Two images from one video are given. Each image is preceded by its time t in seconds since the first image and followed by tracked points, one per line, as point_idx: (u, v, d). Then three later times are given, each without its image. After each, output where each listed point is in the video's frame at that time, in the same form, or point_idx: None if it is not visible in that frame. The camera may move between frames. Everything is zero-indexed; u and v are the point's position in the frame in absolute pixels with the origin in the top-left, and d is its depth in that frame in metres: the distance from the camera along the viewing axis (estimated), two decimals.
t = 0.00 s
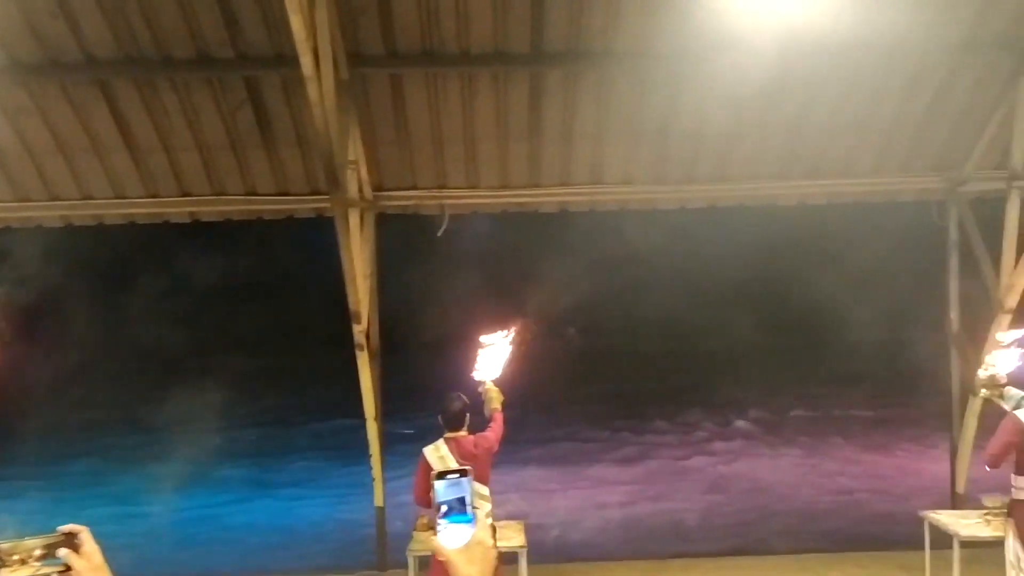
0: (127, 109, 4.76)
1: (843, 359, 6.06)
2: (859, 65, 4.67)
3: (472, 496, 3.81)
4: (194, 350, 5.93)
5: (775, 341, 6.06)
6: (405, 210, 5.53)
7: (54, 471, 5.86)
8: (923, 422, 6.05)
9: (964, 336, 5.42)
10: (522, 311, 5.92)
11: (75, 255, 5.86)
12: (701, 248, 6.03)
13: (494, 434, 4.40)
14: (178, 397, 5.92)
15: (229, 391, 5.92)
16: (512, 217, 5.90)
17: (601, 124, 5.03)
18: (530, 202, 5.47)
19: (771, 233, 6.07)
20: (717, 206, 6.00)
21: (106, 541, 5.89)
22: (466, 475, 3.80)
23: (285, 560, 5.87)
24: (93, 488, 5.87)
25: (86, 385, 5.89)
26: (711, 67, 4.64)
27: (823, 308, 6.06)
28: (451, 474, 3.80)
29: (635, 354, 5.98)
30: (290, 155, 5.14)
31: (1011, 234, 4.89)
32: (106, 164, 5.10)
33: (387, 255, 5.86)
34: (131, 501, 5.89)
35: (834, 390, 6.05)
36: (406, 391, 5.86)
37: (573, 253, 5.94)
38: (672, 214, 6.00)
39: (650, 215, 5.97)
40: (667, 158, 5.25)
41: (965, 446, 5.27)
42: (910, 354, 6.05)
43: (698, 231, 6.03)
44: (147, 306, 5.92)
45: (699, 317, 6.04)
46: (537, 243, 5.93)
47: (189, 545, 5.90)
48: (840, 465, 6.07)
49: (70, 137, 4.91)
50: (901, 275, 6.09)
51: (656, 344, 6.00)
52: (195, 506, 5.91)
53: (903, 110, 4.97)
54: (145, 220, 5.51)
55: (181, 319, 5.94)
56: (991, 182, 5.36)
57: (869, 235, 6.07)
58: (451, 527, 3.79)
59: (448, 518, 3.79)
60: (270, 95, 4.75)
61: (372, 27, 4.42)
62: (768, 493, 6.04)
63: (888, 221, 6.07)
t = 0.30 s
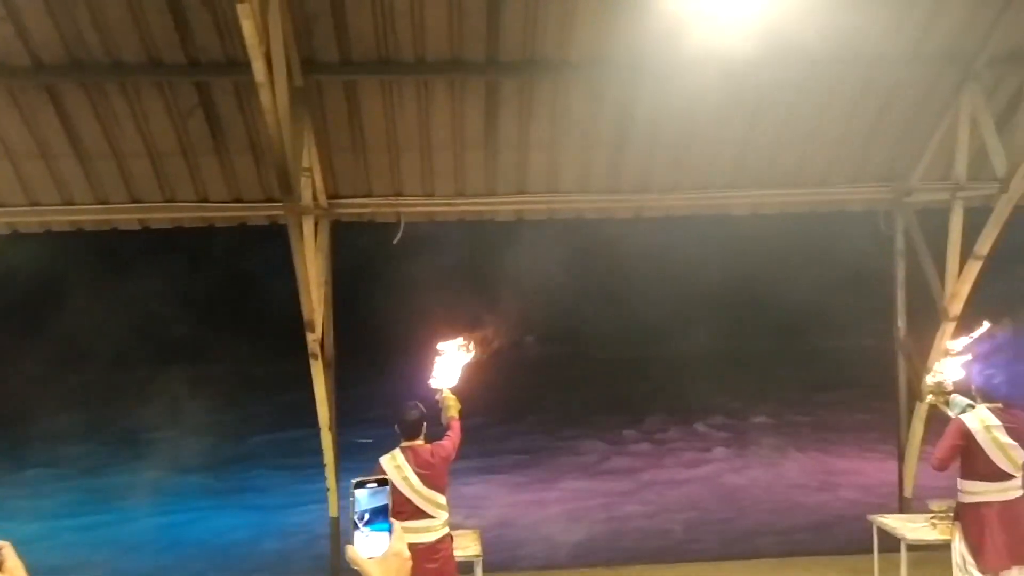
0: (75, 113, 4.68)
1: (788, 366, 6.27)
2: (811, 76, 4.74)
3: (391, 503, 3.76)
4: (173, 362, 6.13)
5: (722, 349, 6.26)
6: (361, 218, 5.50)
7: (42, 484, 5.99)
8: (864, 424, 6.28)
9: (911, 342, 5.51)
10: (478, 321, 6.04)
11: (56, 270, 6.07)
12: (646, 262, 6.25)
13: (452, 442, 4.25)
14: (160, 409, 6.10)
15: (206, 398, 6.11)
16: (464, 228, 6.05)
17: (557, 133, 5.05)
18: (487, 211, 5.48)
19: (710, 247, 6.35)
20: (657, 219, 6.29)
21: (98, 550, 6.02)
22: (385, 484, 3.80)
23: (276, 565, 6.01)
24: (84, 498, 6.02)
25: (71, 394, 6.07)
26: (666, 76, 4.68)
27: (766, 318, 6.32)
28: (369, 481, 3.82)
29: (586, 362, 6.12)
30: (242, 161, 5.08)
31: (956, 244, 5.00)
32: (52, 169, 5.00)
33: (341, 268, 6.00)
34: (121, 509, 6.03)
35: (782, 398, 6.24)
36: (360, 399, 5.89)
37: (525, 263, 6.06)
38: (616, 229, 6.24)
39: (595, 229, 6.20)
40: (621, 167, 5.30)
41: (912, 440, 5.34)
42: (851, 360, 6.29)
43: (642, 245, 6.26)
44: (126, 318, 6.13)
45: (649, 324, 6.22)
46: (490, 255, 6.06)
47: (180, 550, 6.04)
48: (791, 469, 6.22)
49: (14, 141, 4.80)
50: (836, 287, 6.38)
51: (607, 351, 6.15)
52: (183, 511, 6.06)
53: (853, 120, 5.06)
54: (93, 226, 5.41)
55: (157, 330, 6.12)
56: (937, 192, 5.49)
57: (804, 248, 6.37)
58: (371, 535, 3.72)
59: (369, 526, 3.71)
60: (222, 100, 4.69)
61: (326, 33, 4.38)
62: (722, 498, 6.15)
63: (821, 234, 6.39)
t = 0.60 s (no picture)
0: (34, 120, 4.60)
1: (751, 373, 6.37)
2: (774, 87, 4.81)
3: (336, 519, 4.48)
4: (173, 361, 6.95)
5: (687, 358, 6.37)
6: (327, 225, 5.48)
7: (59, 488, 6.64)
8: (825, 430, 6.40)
9: (872, 348, 5.64)
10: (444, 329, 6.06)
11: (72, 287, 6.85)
12: (614, 277, 6.38)
13: (419, 450, 4.21)
14: (162, 413, 6.87)
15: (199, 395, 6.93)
16: (431, 238, 6.08)
17: (524, 142, 5.06)
18: (454, 219, 5.48)
19: (677, 259, 6.45)
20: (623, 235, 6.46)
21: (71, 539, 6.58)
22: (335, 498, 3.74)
23: None
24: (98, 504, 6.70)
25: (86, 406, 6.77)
26: (633, 85, 4.71)
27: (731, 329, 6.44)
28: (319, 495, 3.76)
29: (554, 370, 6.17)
30: (206, 168, 5.03)
31: (915, 252, 5.10)
32: (12, 177, 4.93)
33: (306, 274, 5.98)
34: (129, 514, 6.72)
35: (747, 405, 6.34)
36: (326, 408, 5.85)
37: (495, 273, 6.11)
38: (584, 242, 6.36)
39: (565, 243, 6.33)
40: (587, 176, 5.33)
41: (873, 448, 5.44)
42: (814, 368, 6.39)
43: (608, 258, 6.38)
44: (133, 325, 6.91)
45: (614, 333, 6.31)
46: (458, 265, 6.08)
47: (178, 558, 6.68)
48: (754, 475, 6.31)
49: None
50: (801, 296, 6.49)
51: (574, 359, 6.23)
52: (183, 519, 6.76)
53: (814, 131, 5.14)
54: (54, 234, 5.33)
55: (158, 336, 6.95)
56: (895, 200, 5.60)
57: (769, 258, 6.47)
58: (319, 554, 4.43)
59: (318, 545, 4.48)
60: (184, 108, 4.64)
61: (291, 40, 4.36)
62: (688, 504, 6.21)
63: (785, 245, 6.49)
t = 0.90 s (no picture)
0: None
1: (719, 379, 6.43)
2: (739, 96, 4.86)
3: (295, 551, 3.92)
4: (145, 380, 5.69)
5: (658, 363, 6.37)
6: (295, 233, 5.46)
7: (18, 504, 5.51)
8: (790, 434, 6.48)
9: (837, 354, 5.74)
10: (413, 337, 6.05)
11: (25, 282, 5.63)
12: (584, 279, 6.31)
13: (389, 459, 4.20)
14: (95, 419, 5.61)
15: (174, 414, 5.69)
16: (399, 244, 6.05)
17: (492, 149, 5.06)
18: (422, 226, 5.48)
19: (648, 264, 6.43)
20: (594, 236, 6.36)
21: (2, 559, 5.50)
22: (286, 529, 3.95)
23: None
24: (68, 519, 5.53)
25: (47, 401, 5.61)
26: (602, 94, 4.73)
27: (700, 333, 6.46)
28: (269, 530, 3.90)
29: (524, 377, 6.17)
30: (172, 176, 4.98)
31: (877, 260, 5.19)
32: None
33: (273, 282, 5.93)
34: (108, 528, 5.56)
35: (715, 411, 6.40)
36: (294, 416, 5.80)
37: (465, 280, 6.10)
38: (553, 245, 6.30)
39: (534, 246, 6.26)
40: (556, 183, 5.34)
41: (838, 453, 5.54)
42: (780, 373, 6.48)
43: (577, 261, 6.31)
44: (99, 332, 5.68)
45: (587, 339, 6.28)
46: (427, 272, 6.06)
47: (177, 566, 5.64)
48: (721, 480, 6.38)
49: None
50: (768, 302, 6.55)
51: (546, 365, 6.20)
52: (170, 524, 5.62)
53: (779, 140, 5.21)
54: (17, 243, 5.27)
55: (127, 347, 5.70)
56: (858, 208, 5.69)
57: (737, 263, 6.53)
58: None
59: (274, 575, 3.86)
60: (148, 114, 4.59)
61: (257, 47, 4.32)
62: (657, 509, 6.26)
63: (752, 251, 6.55)
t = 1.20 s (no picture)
0: None
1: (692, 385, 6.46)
2: (710, 104, 4.90)
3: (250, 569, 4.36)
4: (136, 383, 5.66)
5: (632, 369, 6.41)
6: (266, 239, 5.42)
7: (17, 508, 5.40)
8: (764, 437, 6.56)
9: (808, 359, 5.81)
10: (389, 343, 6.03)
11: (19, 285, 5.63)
12: (564, 289, 6.35)
13: (362, 467, 4.16)
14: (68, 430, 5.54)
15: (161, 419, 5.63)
16: (372, 251, 6.04)
17: (464, 155, 5.05)
18: (394, 233, 5.47)
19: (621, 270, 6.48)
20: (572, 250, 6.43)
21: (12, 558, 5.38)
22: (242, 557, 4.40)
23: None
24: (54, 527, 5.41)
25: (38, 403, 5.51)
26: (574, 100, 4.75)
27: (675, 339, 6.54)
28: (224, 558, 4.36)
29: (499, 383, 6.18)
30: (140, 182, 4.92)
31: (847, 265, 5.25)
32: None
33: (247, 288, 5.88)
34: (99, 536, 5.48)
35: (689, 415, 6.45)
36: (265, 424, 5.75)
37: (441, 286, 6.11)
38: (531, 253, 6.34)
39: (512, 255, 6.28)
40: (528, 189, 5.35)
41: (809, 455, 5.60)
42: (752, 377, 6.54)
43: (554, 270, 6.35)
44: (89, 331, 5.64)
45: (560, 345, 6.31)
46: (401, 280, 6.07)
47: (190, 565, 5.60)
48: (694, 484, 6.43)
49: None
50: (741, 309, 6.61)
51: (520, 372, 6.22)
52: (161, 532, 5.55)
53: (750, 148, 5.26)
54: None
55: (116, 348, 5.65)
56: (828, 214, 5.75)
57: (709, 269, 6.59)
58: None
59: None
60: (117, 121, 4.54)
61: (227, 53, 4.29)
62: (631, 514, 6.28)
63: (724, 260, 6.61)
